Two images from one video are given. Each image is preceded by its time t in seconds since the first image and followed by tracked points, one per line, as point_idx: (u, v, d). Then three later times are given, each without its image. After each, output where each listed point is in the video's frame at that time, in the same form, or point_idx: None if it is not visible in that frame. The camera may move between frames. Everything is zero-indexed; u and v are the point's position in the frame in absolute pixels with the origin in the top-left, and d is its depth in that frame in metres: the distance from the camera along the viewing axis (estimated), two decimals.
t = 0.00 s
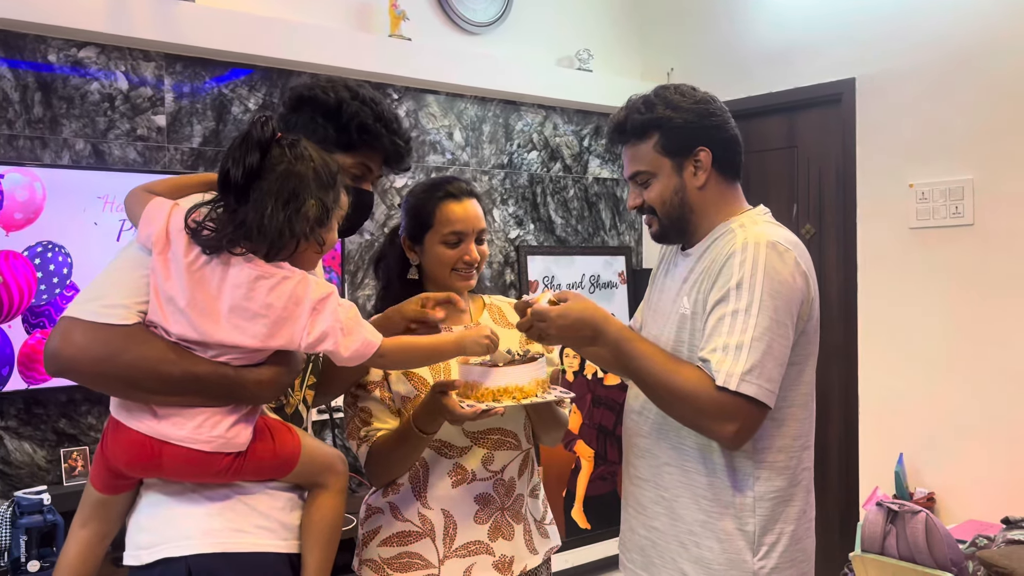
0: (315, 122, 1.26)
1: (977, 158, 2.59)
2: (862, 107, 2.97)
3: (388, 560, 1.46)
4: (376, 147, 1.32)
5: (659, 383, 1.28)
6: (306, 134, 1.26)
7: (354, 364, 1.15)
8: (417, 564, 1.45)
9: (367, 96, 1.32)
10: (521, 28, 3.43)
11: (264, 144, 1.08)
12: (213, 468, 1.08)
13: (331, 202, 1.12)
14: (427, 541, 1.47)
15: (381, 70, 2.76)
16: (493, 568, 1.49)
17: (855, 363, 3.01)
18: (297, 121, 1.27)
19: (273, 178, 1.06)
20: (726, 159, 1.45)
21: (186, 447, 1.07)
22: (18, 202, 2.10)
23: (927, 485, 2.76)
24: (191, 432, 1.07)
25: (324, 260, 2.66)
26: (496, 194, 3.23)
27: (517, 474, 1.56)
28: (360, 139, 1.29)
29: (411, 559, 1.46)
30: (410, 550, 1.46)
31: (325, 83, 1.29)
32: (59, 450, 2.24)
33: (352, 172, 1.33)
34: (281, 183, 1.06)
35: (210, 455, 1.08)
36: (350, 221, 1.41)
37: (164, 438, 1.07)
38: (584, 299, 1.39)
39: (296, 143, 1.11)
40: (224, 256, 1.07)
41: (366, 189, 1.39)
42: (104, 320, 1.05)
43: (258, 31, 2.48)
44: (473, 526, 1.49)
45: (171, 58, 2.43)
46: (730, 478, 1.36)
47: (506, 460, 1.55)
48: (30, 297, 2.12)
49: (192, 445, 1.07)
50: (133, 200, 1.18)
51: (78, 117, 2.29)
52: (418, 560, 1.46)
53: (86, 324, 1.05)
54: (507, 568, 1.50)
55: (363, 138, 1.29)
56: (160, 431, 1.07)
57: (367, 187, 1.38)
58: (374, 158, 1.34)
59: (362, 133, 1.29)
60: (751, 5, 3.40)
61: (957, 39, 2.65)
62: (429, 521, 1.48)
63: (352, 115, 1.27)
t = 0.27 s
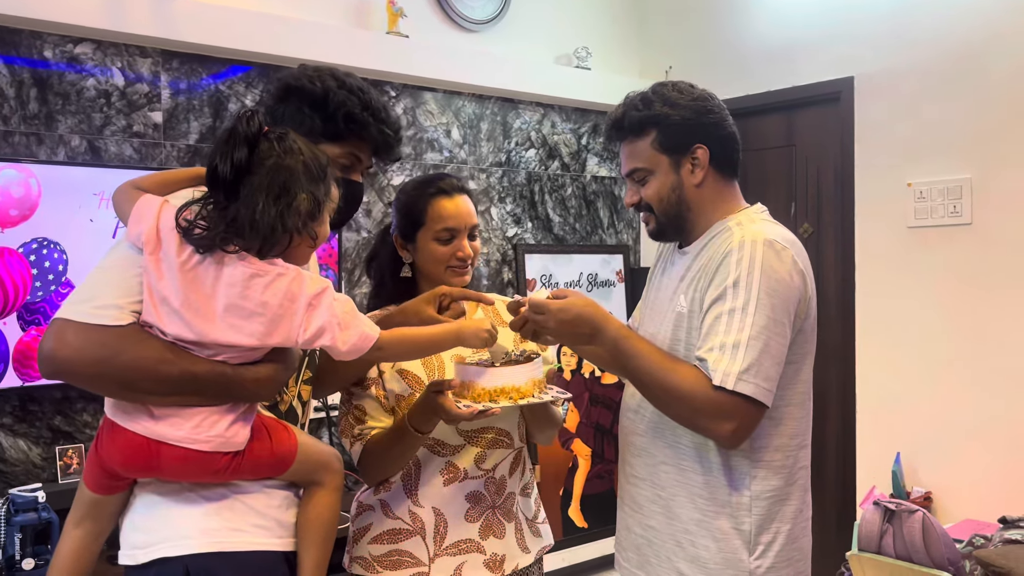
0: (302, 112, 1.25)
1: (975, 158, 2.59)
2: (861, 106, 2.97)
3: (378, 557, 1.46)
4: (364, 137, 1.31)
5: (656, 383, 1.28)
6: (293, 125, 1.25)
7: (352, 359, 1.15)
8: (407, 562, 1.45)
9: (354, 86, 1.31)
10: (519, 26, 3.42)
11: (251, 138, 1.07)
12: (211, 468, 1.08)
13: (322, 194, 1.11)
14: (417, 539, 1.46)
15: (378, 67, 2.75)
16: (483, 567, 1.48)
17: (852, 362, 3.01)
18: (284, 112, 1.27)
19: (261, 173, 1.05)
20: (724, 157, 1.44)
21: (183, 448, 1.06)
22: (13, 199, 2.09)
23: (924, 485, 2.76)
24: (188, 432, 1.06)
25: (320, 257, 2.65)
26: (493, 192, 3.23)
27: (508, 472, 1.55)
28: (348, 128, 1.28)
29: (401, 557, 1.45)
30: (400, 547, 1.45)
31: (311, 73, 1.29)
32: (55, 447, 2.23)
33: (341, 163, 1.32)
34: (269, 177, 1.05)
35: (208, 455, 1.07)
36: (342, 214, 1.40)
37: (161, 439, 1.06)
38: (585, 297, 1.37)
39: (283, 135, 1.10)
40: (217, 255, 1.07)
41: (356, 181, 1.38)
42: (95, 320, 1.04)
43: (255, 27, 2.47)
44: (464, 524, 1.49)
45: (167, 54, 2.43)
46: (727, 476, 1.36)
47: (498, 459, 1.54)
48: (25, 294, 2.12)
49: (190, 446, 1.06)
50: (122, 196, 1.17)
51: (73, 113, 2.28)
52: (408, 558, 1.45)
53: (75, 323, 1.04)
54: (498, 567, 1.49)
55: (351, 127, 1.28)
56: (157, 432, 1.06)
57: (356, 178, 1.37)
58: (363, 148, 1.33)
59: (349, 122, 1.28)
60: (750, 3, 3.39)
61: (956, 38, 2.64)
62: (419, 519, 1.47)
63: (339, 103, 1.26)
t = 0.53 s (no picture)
0: (292, 107, 1.24)
1: (975, 159, 2.59)
2: (860, 107, 2.97)
3: (369, 558, 1.45)
4: (354, 132, 1.30)
5: (655, 385, 1.28)
6: (282, 121, 1.25)
7: (344, 360, 1.14)
8: (398, 563, 1.44)
9: (344, 79, 1.30)
10: (519, 26, 3.42)
11: (247, 137, 1.07)
12: (205, 468, 1.07)
13: (319, 193, 1.11)
14: (409, 540, 1.46)
15: (377, 67, 2.75)
16: (475, 568, 1.48)
17: (851, 363, 3.01)
18: (274, 107, 1.26)
19: (257, 172, 1.05)
20: (724, 158, 1.44)
21: (178, 448, 1.05)
22: (11, 197, 2.09)
23: (923, 486, 2.76)
24: (183, 432, 1.06)
25: (319, 257, 2.65)
26: (492, 191, 3.22)
27: (501, 474, 1.56)
28: (337, 123, 1.27)
29: (392, 558, 1.45)
30: (391, 548, 1.45)
31: (301, 68, 1.28)
32: (52, 446, 2.23)
33: (332, 159, 1.31)
34: (265, 176, 1.05)
35: (203, 455, 1.07)
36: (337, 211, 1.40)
37: (155, 439, 1.05)
38: (585, 297, 1.37)
39: (280, 134, 1.09)
40: (212, 253, 1.06)
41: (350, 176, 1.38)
42: (93, 320, 1.04)
43: (254, 26, 2.47)
44: (456, 526, 1.49)
45: (165, 53, 2.42)
46: (724, 478, 1.36)
47: (491, 460, 1.55)
48: (22, 293, 2.12)
49: (184, 446, 1.06)
50: (117, 196, 1.17)
51: (71, 112, 2.27)
52: (399, 560, 1.45)
53: (71, 324, 1.03)
54: (490, 568, 1.49)
55: (340, 121, 1.27)
56: (151, 433, 1.05)
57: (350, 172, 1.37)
58: (355, 144, 1.33)
59: (337, 116, 1.27)
60: (750, 3, 3.39)
61: (957, 39, 2.64)
62: (411, 520, 1.47)
63: (328, 98, 1.25)
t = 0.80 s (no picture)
0: (285, 109, 1.25)
1: (975, 161, 2.59)
2: (860, 108, 2.97)
3: (366, 559, 1.44)
4: (346, 132, 1.31)
5: (653, 388, 1.28)
6: (276, 122, 1.26)
7: (339, 363, 1.15)
8: (395, 564, 1.44)
9: (336, 79, 1.30)
10: (519, 27, 3.42)
11: (246, 138, 1.07)
12: (205, 467, 1.07)
13: (317, 194, 1.11)
14: (406, 541, 1.46)
15: (378, 68, 2.75)
16: (472, 569, 1.48)
17: (851, 365, 3.01)
18: (268, 109, 1.27)
19: (256, 173, 1.05)
20: (723, 160, 1.44)
21: (177, 447, 1.06)
22: (12, 197, 2.09)
23: (922, 488, 2.76)
24: (183, 431, 1.06)
25: (319, 257, 2.65)
26: (493, 192, 3.23)
27: (497, 474, 1.57)
28: (329, 124, 1.28)
29: (389, 559, 1.44)
30: (388, 549, 1.45)
31: (292, 69, 1.28)
32: (52, 446, 2.23)
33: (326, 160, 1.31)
34: (264, 177, 1.05)
35: (203, 454, 1.07)
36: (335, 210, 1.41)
37: (155, 438, 1.05)
38: (588, 301, 1.34)
39: (279, 134, 1.10)
40: (211, 254, 1.07)
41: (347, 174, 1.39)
42: (93, 319, 1.04)
43: (255, 28, 2.48)
44: (454, 527, 1.49)
45: (167, 53, 2.43)
46: (722, 480, 1.36)
47: (488, 460, 1.55)
48: (24, 293, 2.12)
49: (184, 445, 1.06)
50: (118, 197, 1.17)
51: (73, 113, 2.28)
52: (396, 561, 1.44)
53: (72, 323, 1.04)
54: (486, 569, 1.50)
55: (332, 122, 1.28)
56: (151, 432, 1.06)
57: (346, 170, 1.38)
58: (348, 143, 1.33)
59: (329, 117, 1.27)
60: (750, 5, 3.39)
61: (957, 41, 2.64)
62: (408, 522, 1.47)
63: (319, 99, 1.25)
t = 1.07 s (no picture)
0: (283, 104, 1.25)
1: (974, 162, 2.59)
2: (859, 109, 2.97)
3: (365, 560, 1.44)
4: (343, 127, 1.30)
5: (652, 392, 1.28)
6: (274, 118, 1.26)
7: (334, 365, 1.15)
8: (394, 564, 1.44)
9: (334, 75, 1.31)
10: (519, 27, 3.43)
11: (243, 136, 1.07)
12: (205, 466, 1.07)
13: (314, 191, 1.11)
14: (405, 541, 1.46)
15: (378, 69, 2.75)
16: (471, 568, 1.49)
17: (850, 365, 3.01)
18: (266, 106, 1.27)
19: (253, 171, 1.05)
20: (722, 160, 1.44)
21: (177, 446, 1.06)
22: (11, 197, 2.10)
23: (920, 488, 2.76)
24: (183, 430, 1.06)
25: (318, 257, 2.65)
26: (492, 193, 3.23)
27: (496, 473, 1.57)
28: (326, 118, 1.28)
29: (388, 559, 1.44)
30: (386, 549, 1.45)
31: (291, 65, 1.28)
32: (51, 446, 2.23)
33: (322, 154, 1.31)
34: (261, 175, 1.05)
35: (203, 453, 1.07)
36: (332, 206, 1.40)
37: (155, 437, 1.06)
38: (590, 302, 1.36)
39: (276, 132, 1.10)
40: (209, 253, 1.07)
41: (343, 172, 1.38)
42: (90, 319, 1.04)
43: (255, 28, 2.48)
44: (452, 527, 1.49)
45: (166, 54, 2.43)
46: (719, 481, 1.36)
47: (486, 459, 1.55)
48: (23, 292, 2.12)
49: (184, 444, 1.06)
50: (115, 197, 1.17)
51: (72, 113, 2.28)
52: (395, 560, 1.44)
53: (70, 324, 1.04)
54: (485, 568, 1.50)
55: (329, 116, 1.28)
56: (151, 431, 1.06)
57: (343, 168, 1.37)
58: (345, 140, 1.33)
59: (326, 111, 1.27)
60: (749, 5, 3.39)
61: (955, 42, 2.64)
62: (406, 522, 1.47)
63: (316, 93, 1.26)
